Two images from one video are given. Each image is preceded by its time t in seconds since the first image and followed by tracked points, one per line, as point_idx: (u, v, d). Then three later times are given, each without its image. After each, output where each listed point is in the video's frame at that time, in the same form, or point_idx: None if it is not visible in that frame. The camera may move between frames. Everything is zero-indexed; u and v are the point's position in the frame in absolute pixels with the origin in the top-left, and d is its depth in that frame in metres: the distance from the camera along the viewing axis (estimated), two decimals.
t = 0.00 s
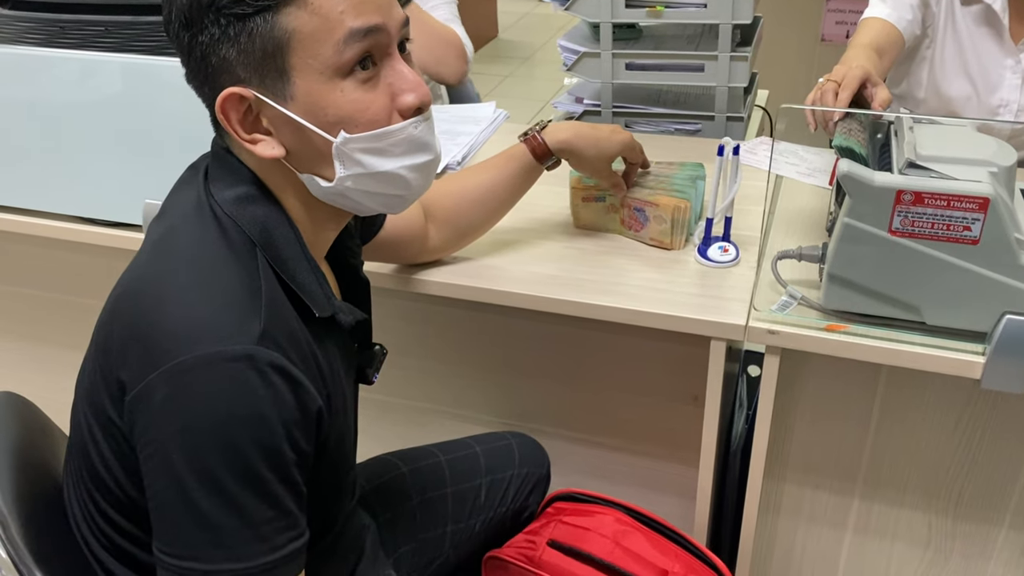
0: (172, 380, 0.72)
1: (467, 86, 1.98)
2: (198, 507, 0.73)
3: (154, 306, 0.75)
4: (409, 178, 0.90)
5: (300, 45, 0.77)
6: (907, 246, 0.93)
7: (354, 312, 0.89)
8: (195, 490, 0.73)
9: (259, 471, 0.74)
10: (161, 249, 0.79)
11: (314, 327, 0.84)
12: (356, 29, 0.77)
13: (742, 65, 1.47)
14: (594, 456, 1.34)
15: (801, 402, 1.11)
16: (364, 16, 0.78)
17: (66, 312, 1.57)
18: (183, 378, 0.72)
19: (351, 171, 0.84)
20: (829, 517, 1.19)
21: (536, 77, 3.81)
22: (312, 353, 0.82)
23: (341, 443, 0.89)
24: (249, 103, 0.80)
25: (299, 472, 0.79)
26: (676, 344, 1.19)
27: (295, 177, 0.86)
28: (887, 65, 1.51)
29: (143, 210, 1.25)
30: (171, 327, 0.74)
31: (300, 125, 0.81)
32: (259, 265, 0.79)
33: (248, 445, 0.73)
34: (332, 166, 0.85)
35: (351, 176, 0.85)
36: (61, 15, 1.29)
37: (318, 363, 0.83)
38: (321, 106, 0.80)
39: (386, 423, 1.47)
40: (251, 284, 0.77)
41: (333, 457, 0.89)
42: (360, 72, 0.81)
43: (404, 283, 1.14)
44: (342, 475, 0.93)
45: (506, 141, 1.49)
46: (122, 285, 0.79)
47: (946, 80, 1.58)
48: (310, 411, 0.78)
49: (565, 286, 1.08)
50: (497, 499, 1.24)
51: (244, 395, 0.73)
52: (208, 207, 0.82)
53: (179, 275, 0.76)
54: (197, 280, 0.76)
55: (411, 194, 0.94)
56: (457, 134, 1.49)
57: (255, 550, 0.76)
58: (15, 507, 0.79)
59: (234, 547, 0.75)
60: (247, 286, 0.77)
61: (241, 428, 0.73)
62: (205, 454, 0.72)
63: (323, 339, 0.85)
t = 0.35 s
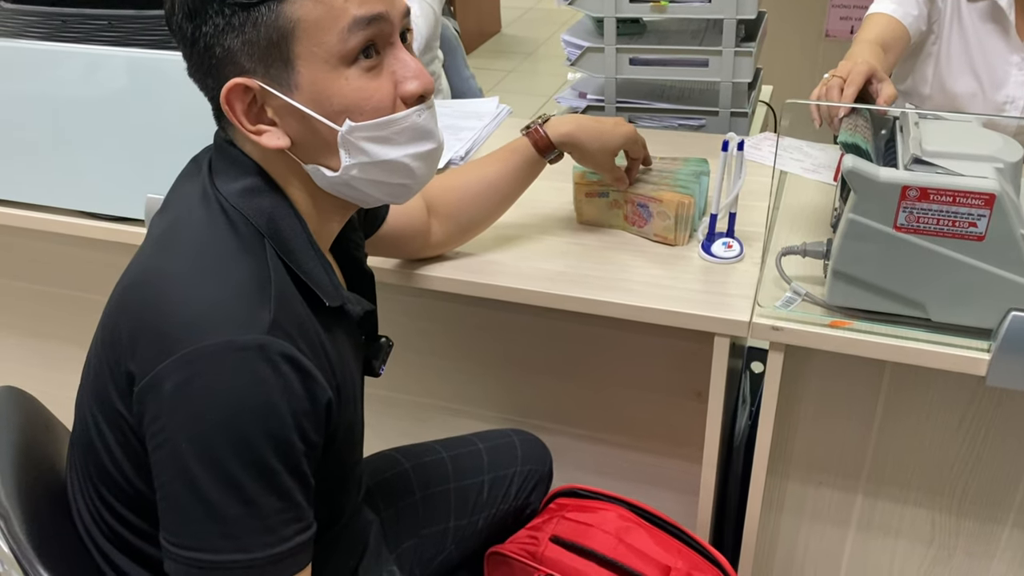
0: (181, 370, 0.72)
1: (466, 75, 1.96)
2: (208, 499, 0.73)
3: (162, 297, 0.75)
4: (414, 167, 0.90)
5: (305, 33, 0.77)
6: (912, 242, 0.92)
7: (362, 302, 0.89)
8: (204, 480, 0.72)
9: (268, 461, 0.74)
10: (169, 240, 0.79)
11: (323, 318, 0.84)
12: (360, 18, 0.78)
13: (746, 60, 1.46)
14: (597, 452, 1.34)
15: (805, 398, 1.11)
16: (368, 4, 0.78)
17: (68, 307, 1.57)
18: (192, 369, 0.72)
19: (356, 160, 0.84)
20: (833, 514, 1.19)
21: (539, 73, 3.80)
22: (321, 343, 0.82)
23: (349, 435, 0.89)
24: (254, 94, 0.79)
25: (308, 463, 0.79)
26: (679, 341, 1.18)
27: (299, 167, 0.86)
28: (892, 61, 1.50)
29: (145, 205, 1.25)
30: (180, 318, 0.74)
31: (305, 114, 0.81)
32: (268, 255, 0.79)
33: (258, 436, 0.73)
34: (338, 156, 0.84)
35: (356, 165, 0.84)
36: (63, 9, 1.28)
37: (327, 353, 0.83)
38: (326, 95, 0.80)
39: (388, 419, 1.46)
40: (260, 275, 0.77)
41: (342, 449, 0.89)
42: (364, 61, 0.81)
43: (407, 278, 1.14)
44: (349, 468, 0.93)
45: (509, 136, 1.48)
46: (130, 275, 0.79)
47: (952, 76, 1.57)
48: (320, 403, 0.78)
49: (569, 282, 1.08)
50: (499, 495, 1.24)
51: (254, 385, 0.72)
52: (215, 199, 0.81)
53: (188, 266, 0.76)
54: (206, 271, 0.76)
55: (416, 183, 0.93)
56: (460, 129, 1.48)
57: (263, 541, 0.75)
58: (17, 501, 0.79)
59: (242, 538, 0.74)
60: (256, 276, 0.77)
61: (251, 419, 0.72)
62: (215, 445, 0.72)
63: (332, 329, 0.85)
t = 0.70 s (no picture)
0: (179, 362, 0.72)
1: (466, 71, 1.96)
2: (207, 491, 0.72)
3: (161, 288, 0.75)
4: (407, 158, 0.90)
5: (298, 25, 0.77)
6: (912, 239, 0.92)
7: (362, 293, 0.89)
8: (203, 472, 0.72)
9: (267, 453, 0.74)
10: (167, 232, 0.78)
11: (322, 309, 0.83)
12: (353, 9, 0.78)
13: (746, 56, 1.46)
14: (595, 449, 1.33)
15: (803, 395, 1.11)
16: None
17: (67, 303, 1.57)
18: (191, 360, 0.71)
19: (350, 151, 0.84)
20: (832, 511, 1.19)
21: (540, 69, 3.79)
22: (320, 334, 0.81)
23: (349, 427, 0.89)
24: (248, 85, 0.79)
25: (309, 455, 0.79)
26: (678, 338, 1.18)
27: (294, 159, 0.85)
28: (892, 57, 1.50)
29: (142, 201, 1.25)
30: (178, 310, 0.73)
31: (298, 106, 0.81)
32: (266, 247, 0.79)
33: (259, 427, 0.73)
34: (331, 148, 0.84)
35: (350, 156, 0.84)
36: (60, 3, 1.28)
37: (327, 345, 0.82)
38: (319, 87, 0.80)
39: (386, 415, 1.46)
40: (259, 266, 0.77)
41: (342, 441, 0.88)
42: (357, 52, 0.81)
43: (404, 275, 1.14)
44: (349, 462, 0.92)
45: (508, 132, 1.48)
46: (128, 266, 0.78)
47: (953, 73, 1.57)
48: (320, 394, 0.77)
49: (566, 278, 1.07)
50: (497, 492, 1.23)
51: (253, 376, 0.72)
52: (212, 191, 0.81)
53: (187, 257, 0.76)
54: (205, 262, 0.75)
55: (411, 174, 0.93)
56: (459, 125, 1.48)
57: (262, 533, 0.75)
58: (12, 497, 0.79)
59: (241, 529, 0.74)
60: (255, 267, 0.77)
61: (251, 410, 0.72)
62: (214, 436, 0.71)
63: (331, 321, 0.84)
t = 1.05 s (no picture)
0: (183, 354, 0.72)
1: (466, 67, 1.96)
2: (210, 483, 0.73)
3: (164, 281, 0.75)
4: (409, 153, 0.90)
5: (302, 19, 0.76)
6: (912, 234, 0.92)
7: (365, 287, 0.89)
8: (206, 465, 0.72)
9: (270, 446, 0.74)
10: (170, 225, 0.78)
11: (325, 303, 0.83)
12: (357, 4, 0.78)
13: (746, 52, 1.46)
14: (595, 444, 1.33)
15: (803, 391, 1.11)
16: None
17: (66, 297, 1.57)
18: (194, 352, 0.71)
19: (353, 145, 0.84)
20: (831, 506, 1.19)
21: (540, 64, 3.79)
22: (323, 328, 0.81)
23: (351, 421, 0.89)
24: (251, 78, 0.79)
25: (311, 449, 0.79)
26: (677, 333, 1.18)
27: (296, 154, 0.85)
28: (893, 53, 1.50)
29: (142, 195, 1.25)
30: (182, 302, 0.73)
31: (301, 100, 0.81)
32: (270, 241, 0.79)
33: (262, 420, 0.73)
34: (334, 141, 0.84)
35: (353, 151, 0.84)
36: None
37: (329, 338, 0.82)
38: (323, 81, 0.80)
39: (386, 410, 1.46)
40: (263, 259, 0.77)
41: (344, 435, 0.88)
42: (361, 46, 0.81)
43: (404, 269, 1.14)
44: (350, 455, 0.92)
45: (508, 127, 1.48)
46: (131, 259, 0.78)
47: (953, 68, 1.57)
48: (323, 387, 0.77)
49: (566, 273, 1.07)
50: (497, 487, 1.24)
51: (257, 369, 0.72)
52: (215, 184, 0.81)
53: (191, 249, 0.76)
54: (209, 255, 0.75)
55: (413, 169, 0.93)
56: (459, 120, 1.48)
57: (263, 527, 0.75)
58: (12, 489, 0.79)
59: (242, 522, 0.74)
60: (259, 261, 0.77)
61: (255, 403, 0.72)
62: (217, 429, 0.71)
63: (334, 315, 0.85)
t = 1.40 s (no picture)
0: (184, 349, 0.72)
1: (466, 62, 1.96)
2: (211, 477, 0.72)
3: (165, 276, 0.75)
4: (411, 149, 0.90)
5: (305, 14, 0.76)
6: (913, 230, 0.92)
7: (366, 283, 0.89)
8: (207, 459, 0.72)
9: (271, 441, 0.74)
10: (172, 220, 0.78)
11: (327, 299, 0.83)
12: None
13: (747, 47, 1.45)
14: (595, 439, 1.33)
15: (803, 386, 1.11)
16: None
17: (66, 291, 1.57)
18: (196, 347, 0.71)
19: (356, 141, 0.84)
20: (830, 501, 1.19)
21: (540, 60, 3.78)
22: (325, 324, 0.81)
23: (352, 416, 0.89)
24: (254, 72, 0.79)
25: (312, 444, 0.79)
26: (677, 328, 1.18)
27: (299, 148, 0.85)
28: (894, 48, 1.50)
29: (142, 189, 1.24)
30: (183, 297, 0.73)
31: (305, 95, 0.81)
32: (271, 236, 0.79)
33: (263, 415, 0.73)
34: (337, 137, 0.84)
35: (356, 146, 0.84)
36: None
37: (331, 333, 0.82)
38: (326, 76, 0.80)
39: (386, 405, 1.47)
40: (264, 254, 0.77)
41: (345, 430, 0.88)
42: (364, 41, 0.81)
43: (405, 265, 1.14)
44: (351, 450, 0.92)
45: (508, 122, 1.48)
46: (133, 254, 0.78)
47: (955, 63, 1.56)
48: (324, 383, 0.78)
49: (567, 268, 1.07)
50: (497, 482, 1.24)
51: (258, 364, 0.72)
52: (217, 178, 0.81)
53: (192, 244, 0.76)
54: (211, 249, 0.75)
55: (415, 164, 0.93)
56: (460, 115, 1.47)
57: (264, 522, 0.75)
58: (13, 483, 0.79)
59: (243, 517, 0.74)
60: (261, 255, 0.77)
61: (256, 398, 0.72)
62: (218, 423, 0.71)
63: (335, 310, 0.85)
